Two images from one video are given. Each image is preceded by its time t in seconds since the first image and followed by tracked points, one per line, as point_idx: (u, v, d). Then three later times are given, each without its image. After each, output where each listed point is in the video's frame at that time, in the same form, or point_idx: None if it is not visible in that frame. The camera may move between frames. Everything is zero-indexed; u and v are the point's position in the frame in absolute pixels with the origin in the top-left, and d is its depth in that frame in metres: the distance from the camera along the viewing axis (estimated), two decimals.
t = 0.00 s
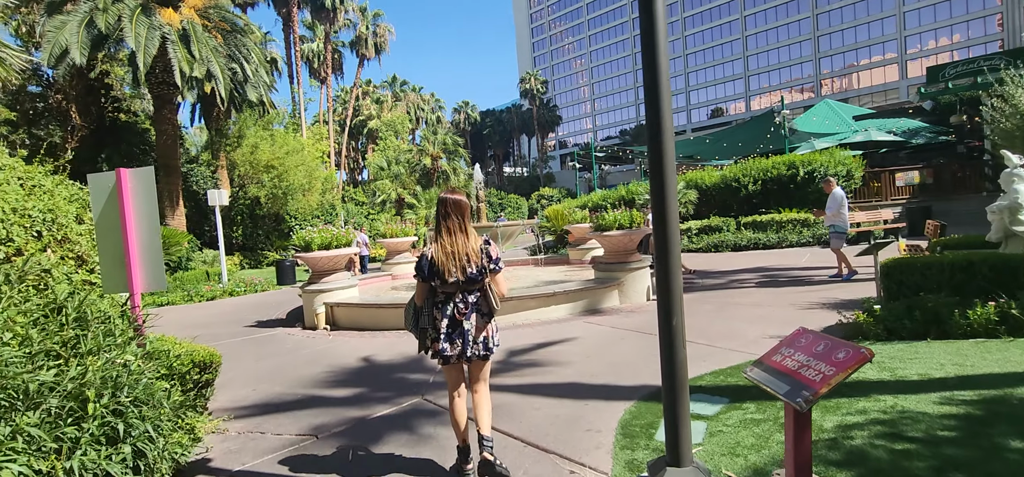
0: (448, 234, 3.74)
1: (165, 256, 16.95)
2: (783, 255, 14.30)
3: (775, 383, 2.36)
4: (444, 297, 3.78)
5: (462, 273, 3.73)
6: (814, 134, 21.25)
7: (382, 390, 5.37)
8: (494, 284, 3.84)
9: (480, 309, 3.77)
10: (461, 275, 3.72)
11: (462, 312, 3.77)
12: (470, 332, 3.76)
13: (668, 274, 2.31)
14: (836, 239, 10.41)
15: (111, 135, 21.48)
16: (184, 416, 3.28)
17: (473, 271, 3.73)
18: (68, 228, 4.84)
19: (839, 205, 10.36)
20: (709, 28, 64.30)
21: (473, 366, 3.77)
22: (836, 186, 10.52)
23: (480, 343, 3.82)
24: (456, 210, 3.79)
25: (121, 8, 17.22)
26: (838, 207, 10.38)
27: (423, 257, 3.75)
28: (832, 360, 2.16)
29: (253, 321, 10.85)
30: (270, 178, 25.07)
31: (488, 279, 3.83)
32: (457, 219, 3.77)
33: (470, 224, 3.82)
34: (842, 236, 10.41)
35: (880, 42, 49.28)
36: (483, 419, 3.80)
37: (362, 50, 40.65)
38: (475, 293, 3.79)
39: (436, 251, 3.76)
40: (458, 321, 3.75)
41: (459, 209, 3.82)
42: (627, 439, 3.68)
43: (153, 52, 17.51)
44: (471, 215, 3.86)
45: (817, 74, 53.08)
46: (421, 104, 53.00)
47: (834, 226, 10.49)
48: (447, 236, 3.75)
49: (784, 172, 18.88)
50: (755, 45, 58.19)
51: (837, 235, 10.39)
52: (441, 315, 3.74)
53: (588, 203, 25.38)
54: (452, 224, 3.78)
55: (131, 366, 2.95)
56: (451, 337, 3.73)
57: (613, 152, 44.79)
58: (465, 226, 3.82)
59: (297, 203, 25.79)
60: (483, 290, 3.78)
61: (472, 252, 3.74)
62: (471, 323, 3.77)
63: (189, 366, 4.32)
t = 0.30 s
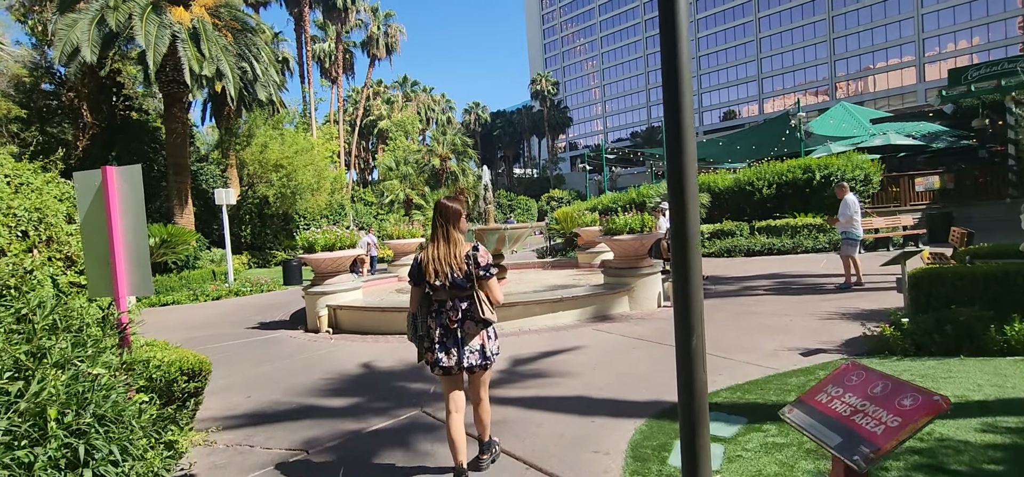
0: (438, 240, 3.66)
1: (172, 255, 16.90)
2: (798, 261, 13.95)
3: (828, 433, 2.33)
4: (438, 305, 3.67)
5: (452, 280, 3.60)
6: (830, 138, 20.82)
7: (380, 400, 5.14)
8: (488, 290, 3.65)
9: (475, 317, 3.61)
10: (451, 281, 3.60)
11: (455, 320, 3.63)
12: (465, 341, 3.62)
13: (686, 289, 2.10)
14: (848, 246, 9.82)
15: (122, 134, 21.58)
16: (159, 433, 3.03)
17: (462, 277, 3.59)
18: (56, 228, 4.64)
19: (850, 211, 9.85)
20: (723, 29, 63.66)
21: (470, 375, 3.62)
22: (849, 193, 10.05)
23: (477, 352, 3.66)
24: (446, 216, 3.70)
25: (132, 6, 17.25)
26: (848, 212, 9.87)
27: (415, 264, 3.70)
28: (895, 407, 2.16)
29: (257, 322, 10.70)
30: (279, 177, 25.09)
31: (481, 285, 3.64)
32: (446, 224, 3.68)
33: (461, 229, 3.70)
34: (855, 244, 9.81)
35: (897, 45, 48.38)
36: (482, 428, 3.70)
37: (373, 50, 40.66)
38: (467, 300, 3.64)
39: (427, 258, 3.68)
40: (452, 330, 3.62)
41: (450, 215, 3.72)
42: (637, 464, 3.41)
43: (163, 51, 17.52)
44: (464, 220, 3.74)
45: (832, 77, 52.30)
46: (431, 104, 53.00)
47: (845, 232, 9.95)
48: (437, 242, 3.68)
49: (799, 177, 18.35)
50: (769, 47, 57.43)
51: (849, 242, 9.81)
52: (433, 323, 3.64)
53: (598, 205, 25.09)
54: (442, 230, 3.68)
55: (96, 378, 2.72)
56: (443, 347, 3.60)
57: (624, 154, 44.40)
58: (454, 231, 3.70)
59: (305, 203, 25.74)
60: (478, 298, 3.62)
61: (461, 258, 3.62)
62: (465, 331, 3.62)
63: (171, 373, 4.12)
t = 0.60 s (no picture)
0: (436, 245, 3.49)
1: (175, 251, 16.79)
2: (810, 269, 13.64)
3: None
4: (440, 310, 3.52)
5: (452, 284, 3.43)
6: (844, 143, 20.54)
7: (375, 409, 4.92)
8: (490, 295, 3.42)
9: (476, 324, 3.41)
10: (451, 287, 3.44)
11: (457, 326, 3.46)
12: (466, 348, 3.43)
13: (704, 304, 2.09)
14: (851, 257, 9.57)
15: (130, 128, 21.60)
16: (129, 447, 2.81)
17: (462, 282, 3.42)
18: (42, 224, 4.47)
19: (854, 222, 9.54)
20: (735, 33, 63.11)
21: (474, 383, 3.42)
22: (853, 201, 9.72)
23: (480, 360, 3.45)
24: (444, 219, 3.51)
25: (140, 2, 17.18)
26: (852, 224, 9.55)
27: (419, 268, 3.58)
28: (974, 471, 2.10)
29: (257, 322, 10.54)
30: (285, 175, 25.00)
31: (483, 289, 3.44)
32: (444, 228, 3.49)
33: (460, 232, 3.49)
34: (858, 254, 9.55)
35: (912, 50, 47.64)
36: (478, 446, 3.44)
37: (382, 48, 40.55)
38: (469, 305, 3.44)
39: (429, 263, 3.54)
40: (454, 337, 3.45)
41: (450, 217, 3.53)
42: None
43: (170, 46, 17.45)
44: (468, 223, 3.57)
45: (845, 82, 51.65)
46: (440, 104, 52.90)
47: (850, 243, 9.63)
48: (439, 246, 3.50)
49: (812, 182, 18.00)
50: (781, 51, 56.74)
51: (852, 253, 9.56)
52: (434, 330, 3.49)
53: (606, 208, 24.82)
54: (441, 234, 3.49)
55: (57, 388, 2.50)
56: (445, 353, 3.43)
57: (632, 157, 44.09)
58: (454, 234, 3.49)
59: (311, 201, 25.64)
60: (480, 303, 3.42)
61: (463, 263, 3.43)
62: (467, 338, 3.43)
63: (153, 378, 3.94)
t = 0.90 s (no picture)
0: (458, 249, 3.58)
1: (179, 251, 16.68)
2: (822, 277, 13.37)
3: None
4: (453, 314, 3.65)
5: (473, 287, 3.59)
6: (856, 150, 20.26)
7: (373, 421, 4.71)
8: (507, 298, 3.65)
9: (493, 326, 3.64)
10: (472, 289, 3.59)
11: (471, 330, 3.63)
12: (480, 351, 3.60)
13: (737, 312, 2.23)
14: (853, 266, 9.34)
15: (136, 127, 21.66)
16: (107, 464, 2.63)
17: (483, 285, 3.60)
18: (32, 223, 4.32)
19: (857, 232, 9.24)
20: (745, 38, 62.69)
21: (482, 390, 3.57)
22: (857, 208, 9.39)
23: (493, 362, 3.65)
24: (468, 223, 3.63)
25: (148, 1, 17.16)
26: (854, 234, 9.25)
27: (433, 272, 3.66)
28: None
29: (259, 324, 10.39)
30: (291, 175, 24.95)
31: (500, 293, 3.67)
32: (469, 232, 3.61)
33: (482, 237, 3.66)
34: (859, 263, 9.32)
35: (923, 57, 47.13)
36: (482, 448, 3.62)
37: (390, 50, 40.54)
38: (486, 308, 3.63)
39: (446, 266, 3.64)
40: (469, 339, 3.60)
41: (471, 222, 3.69)
42: None
43: (178, 45, 17.43)
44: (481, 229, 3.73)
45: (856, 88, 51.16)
46: (447, 106, 52.83)
47: (852, 252, 9.35)
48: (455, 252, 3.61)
49: (824, 188, 17.68)
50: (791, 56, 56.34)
51: (854, 262, 9.30)
52: (449, 333, 3.61)
53: (614, 213, 24.54)
54: (464, 238, 3.60)
55: (26, 404, 2.31)
56: (461, 356, 3.58)
57: (640, 161, 43.79)
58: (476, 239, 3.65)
59: (316, 202, 25.56)
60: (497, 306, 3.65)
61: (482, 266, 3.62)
62: (481, 341, 3.60)
63: (141, 386, 3.76)
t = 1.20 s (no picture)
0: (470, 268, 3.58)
1: (182, 255, 16.58)
2: (835, 288, 13.15)
3: None
4: (460, 333, 3.62)
5: (483, 307, 3.57)
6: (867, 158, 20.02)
7: (372, 440, 4.50)
8: (516, 318, 3.64)
9: (502, 345, 3.61)
10: (482, 309, 3.57)
11: (480, 349, 3.60)
12: (489, 370, 3.58)
13: (782, 338, 1.95)
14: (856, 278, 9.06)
15: (141, 131, 21.68)
16: None
17: (493, 305, 3.58)
18: (22, 230, 4.17)
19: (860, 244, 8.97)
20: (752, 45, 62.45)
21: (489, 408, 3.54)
22: (862, 219, 9.12)
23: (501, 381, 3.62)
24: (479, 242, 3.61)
25: (155, 3, 17.14)
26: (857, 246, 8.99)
27: (440, 290, 3.62)
28: None
29: (260, 331, 10.23)
30: (296, 179, 24.88)
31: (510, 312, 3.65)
32: (481, 251, 3.59)
33: (493, 257, 3.64)
34: (862, 275, 9.04)
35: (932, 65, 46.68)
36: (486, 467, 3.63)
37: (397, 55, 40.54)
38: (494, 328, 3.61)
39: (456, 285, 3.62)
40: (477, 358, 3.58)
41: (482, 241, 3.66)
42: None
43: (184, 48, 17.43)
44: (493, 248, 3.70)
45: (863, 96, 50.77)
46: (453, 111, 52.80)
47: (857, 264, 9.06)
48: (466, 271, 3.59)
49: (835, 197, 17.45)
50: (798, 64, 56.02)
51: (858, 274, 9.03)
52: (456, 352, 3.58)
53: (621, 219, 24.34)
54: (475, 258, 3.59)
55: None
56: (468, 374, 3.55)
57: (646, 168, 43.59)
58: (488, 258, 3.63)
59: (321, 206, 25.47)
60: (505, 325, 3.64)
61: (492, 285, 3.60)
62: (490, 361, 3.58)
63: (129, 403, 3.57)
